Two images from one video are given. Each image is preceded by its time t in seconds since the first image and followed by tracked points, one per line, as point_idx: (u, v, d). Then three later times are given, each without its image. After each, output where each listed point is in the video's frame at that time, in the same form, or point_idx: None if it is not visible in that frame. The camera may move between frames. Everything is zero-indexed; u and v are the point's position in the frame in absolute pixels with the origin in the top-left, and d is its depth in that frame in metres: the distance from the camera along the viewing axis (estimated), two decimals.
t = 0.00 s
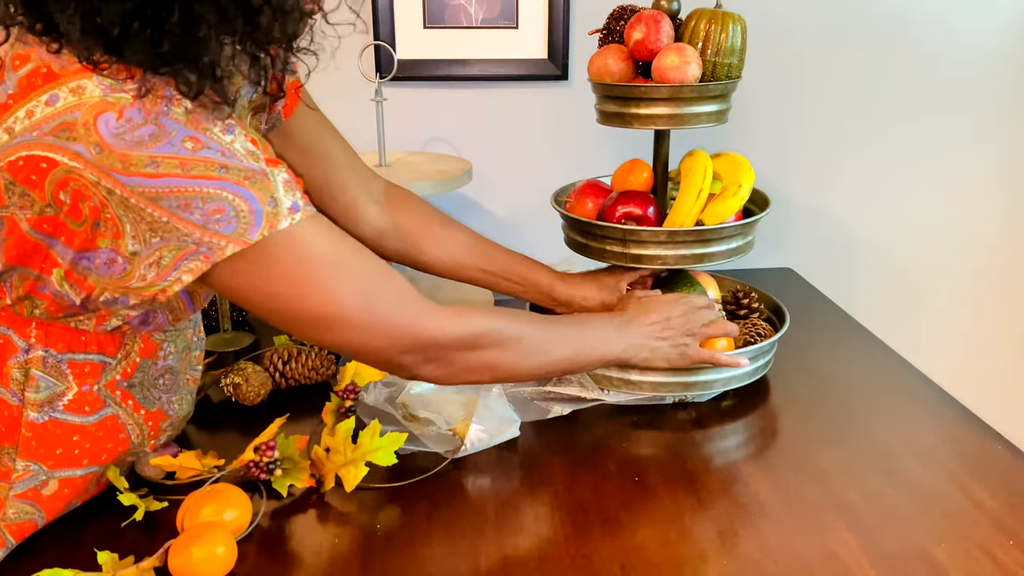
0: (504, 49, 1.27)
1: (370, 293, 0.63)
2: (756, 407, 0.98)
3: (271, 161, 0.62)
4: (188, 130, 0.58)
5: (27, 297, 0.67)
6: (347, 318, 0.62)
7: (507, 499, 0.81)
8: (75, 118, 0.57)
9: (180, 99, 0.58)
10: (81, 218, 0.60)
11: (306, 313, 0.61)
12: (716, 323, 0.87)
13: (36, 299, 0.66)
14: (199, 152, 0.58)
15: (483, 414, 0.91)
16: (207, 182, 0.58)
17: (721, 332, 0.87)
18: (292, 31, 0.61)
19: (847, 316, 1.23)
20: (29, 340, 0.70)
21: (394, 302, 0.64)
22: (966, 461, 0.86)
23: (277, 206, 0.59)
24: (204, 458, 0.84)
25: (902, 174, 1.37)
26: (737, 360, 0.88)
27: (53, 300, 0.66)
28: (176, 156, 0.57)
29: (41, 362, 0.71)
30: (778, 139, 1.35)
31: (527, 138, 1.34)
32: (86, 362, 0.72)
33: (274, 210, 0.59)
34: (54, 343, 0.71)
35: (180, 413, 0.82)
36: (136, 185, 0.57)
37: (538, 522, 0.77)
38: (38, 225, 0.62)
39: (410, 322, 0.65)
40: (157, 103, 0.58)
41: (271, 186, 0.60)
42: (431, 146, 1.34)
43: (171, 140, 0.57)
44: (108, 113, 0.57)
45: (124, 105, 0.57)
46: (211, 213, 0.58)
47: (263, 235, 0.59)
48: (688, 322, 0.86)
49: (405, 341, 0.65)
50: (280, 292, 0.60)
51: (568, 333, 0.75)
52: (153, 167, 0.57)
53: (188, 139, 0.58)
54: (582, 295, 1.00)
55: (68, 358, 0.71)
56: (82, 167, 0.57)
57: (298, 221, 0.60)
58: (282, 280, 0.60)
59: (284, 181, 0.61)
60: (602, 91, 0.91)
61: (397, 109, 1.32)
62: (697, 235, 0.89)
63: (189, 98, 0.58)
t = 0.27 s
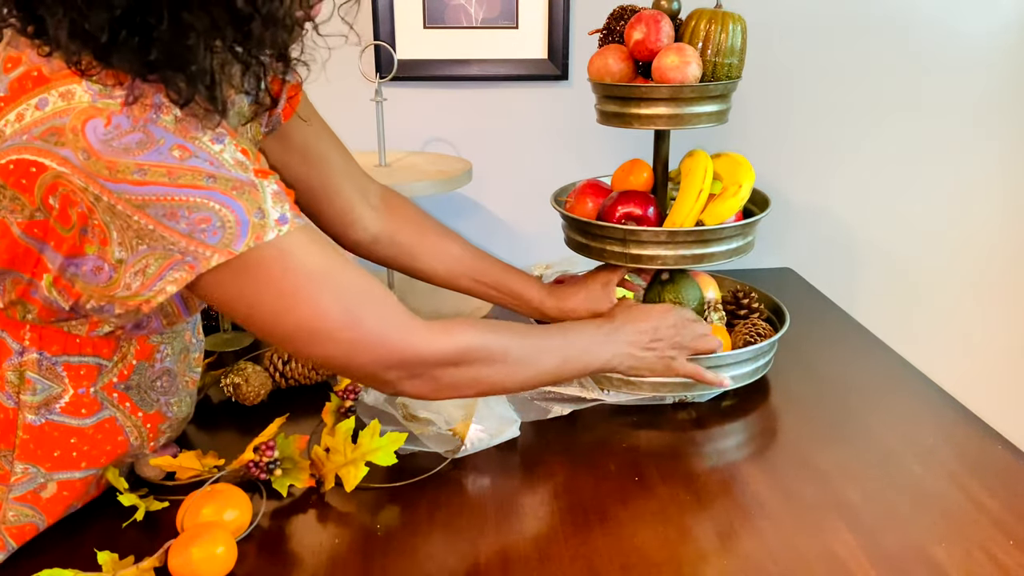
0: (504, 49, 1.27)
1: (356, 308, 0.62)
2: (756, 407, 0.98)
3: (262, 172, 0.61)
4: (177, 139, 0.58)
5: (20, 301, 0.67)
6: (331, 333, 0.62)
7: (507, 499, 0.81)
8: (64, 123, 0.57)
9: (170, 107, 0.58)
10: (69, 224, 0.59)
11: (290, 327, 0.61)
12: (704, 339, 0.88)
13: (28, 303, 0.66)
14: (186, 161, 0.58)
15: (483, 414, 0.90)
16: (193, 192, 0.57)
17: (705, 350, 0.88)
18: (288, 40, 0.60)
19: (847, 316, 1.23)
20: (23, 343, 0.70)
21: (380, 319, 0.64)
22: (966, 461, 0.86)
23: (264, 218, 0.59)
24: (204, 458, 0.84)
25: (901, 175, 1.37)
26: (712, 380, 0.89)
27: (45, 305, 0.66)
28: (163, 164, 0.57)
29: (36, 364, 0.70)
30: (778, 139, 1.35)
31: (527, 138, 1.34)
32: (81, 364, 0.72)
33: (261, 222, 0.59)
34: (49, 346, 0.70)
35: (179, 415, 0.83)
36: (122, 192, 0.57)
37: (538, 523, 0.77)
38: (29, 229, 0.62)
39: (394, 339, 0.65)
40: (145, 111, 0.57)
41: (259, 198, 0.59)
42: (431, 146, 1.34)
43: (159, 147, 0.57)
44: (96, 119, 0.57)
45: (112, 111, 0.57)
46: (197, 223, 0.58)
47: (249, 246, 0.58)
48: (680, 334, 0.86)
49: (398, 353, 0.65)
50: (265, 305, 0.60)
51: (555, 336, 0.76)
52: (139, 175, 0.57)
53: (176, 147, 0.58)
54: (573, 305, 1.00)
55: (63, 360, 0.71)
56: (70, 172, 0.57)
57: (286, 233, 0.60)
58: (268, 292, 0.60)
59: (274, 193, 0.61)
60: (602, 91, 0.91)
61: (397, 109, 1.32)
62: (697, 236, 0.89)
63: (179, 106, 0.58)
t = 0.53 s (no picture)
0: (503, 49, 1.27)
1: (357, 310, 0.63)
2: (756, 407, 0.98)
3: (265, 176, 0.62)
4: (183, 143, 0.58)
5: (23, 304, 0.67)
6: (333, 335, 0.62)
7: (506, 499, 0.81)
8: (70, 127, 0.57)
9: (176, 111, 0.59)
10: (74, 227, 0.59)
11: (292, 329, 0.61)
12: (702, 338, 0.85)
13: (31, 306, 0.66)
14: (192, 165, 0.58)
15: (483, 414, 0.91)
16: (199, 196, 0.58)
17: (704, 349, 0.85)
18: (292, 42, 0.61)
19: (847, 316, 1.23)
20: (26, 343, 0.70)
21: (381, 321, 0.64)
22: (966, 461, 0.86)
23: (268, 221, 0.59)
24: (205, 458, 0.84)
25: (901, 174, 1.37)
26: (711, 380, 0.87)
27: (49, 308, 0.66)
28: (169, 168, 0.57)
29: (38, 365, 0.70)
30: (778, 139, 1.35)
31: (527, 138, 1.34)
32: (84, 364, 0.72)
33: (265, 225, 0.59)
34: (52, 346, 0.71)
35: (181, 416, 0.83)
36: (128, 196, 0.57)
37: (538, 523, 0.77)
38: (34, 232, 0.61)
39: (395, 341, 0.65)
40: (152, 115, 0.58)
41: (263, 201, 0.59)
42: (431, 146, 1.34)
43: (165, 152, 0.57)
44: (102, 123, 0.57)
45: (119, 116, 0.57)
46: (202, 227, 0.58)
47: (253, 250, 0.58)
48: (678, 336, 0.83)
49: (400, 352, 0.65)
50: (267, 307, 0.60)
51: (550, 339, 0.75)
52: (145, 179, 0.57)
53: (182, 152, 0.58)
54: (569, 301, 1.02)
55: (66, 361, 0.71)
56: (76, 175, 0.57)
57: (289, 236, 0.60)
58: (270, 295, 0.60)
59: (277, 197, 0.61)
60: (602, 91, 0.91)
61: (397, 109, 1.32)
62: (697, 236, 0.89)
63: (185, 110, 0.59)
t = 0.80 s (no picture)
0: (503, 49, 1.27)
1: (361, 303, 0.63)
2: (756, 407, 0.98)
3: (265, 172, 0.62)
4: (185, 142, 0.58)
5: (24, 303, 0.67)
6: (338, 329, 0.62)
7: (507, 499, 0.81)
8: (70, 127, 0.56)
9: (177, 110, 0.58)
10: (76, 226, 0.59)
11: (297, 324, 0.61)
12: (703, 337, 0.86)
13: (32, 304, 0.67)
14: (194, 163, 0.57)
15: (483, 414, 0.91)
16: (201, 194, 0.57)
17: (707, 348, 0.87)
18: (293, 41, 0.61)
19: (847, 316, 1.23)
20: (26, 343, 0.70)
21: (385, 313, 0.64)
22: (966, 461, 0.86)
23: (269, 217, 0.59)
24: (205, 458, 0.84)
25: (902, 174, 1.37)
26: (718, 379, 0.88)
27: (51, 307, 0.66)
28: (170, 167, 0.57)
29: (39, 364, 0.70)
30: (778, 139, 1.35)
31: (527, 138, 1.34)
32: (84, 364, 0.72)
33: (267, 221, 0.59)
34: (52, 345, 0.70)
35: (181, 415, 0.83)
36: (130, 195, 0.57)
37: (538, 522, 0.77)
38: (34, 231, 0.61)
39: (399, 332, 0.65)
40: (153, 114, 0.57)
41: (264, 197, 0.59)
42: (431, 146, 1.34)
43: (167, 150, 0.57)
44: (103, 122, 0.56)
45: (120, 115, 0.56)
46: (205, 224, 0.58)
47: (256, 245, 0.59)
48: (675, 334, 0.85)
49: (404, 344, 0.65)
50: (272, 303, 0.60)
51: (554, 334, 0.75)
52: (147, 177, 0.56)
53: (184, 150, 0.57)
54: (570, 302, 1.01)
55: (66, 361, 0.71)
56: (77, 175, 0.57)
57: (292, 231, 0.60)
58: (274, 290, 0.60)
59: (278, 192, 0.61)
60: (602, 91, 0.91)
61: (397, 109, 1.32)
62: (696, 236, 0.89)
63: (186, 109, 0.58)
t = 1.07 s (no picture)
0: (504, 49, 1.27)
1: (352, 303, 0.62)
2: (756, 407, 0.98)
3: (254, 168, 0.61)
4: (171, 136, 0.58)
5: (17, 301, 0.67)
6: (327, 330, 0.61)
7: (507, 499, 0.81)
8: (58, 121, 0.57)
9: (165, 104, 0.58)
10: (65, 222, 0.59)
11: (286, 324, 0.60)
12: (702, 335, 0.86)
13: (24, 302, 0.66)
14: (181, 158, 0.57)
15: (483, 414, 0.91)
16: (188, 189, 0.57)
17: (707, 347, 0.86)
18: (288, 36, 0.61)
19: (848, 316, 1.23)
20: (20, 342, 0.70)
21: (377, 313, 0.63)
22: (967, 461, 0.86)
23: (258, 214, 0.59)
24: (205, 458, 0.84)
25: (902, 175, 1.37)
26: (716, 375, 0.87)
27: (42, 305, 0.66)
28: (157, 162, 0.57)
29: (34, 363, 0.70)
30: (778, 139, 1.35)
31: (527, 138, 1.34)
32: (79, 362, 0.72)
33: (255, 218, 0.58)
34: (46, 344, 0.70)
35: (179, 414, 0.82)
36: (118, 190, 0.57)
37: (539, 522, 0.77)
38: (25, 228, 0.62)
39: (391, 332, 0.64)
40: (140, 108, 0.57)
41: (253, 193, 0.59)
42: (431, 146, 1.34)
43: (154, 145, 0.57)
44: (89, 117, 0.57)
45: (106, 109, 0.57)
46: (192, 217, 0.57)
47: (243, 242, 0.58)
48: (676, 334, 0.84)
49: (396, 347, 0.65)
50: (261, 302, 0.59)
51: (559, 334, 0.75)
52: (134, 172, 0.56)
53: (171, 145, 0.57)
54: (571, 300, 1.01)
55: (61, 359, 0.71)
56: (65, 170, 0.57)
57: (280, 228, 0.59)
58: (263, 290, 0.59)
59: (268, 189, 0.60)
60: (602, 91, 0.91)
61: (397, 109, 1.32)
62: (696, 236, 0.89)
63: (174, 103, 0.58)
